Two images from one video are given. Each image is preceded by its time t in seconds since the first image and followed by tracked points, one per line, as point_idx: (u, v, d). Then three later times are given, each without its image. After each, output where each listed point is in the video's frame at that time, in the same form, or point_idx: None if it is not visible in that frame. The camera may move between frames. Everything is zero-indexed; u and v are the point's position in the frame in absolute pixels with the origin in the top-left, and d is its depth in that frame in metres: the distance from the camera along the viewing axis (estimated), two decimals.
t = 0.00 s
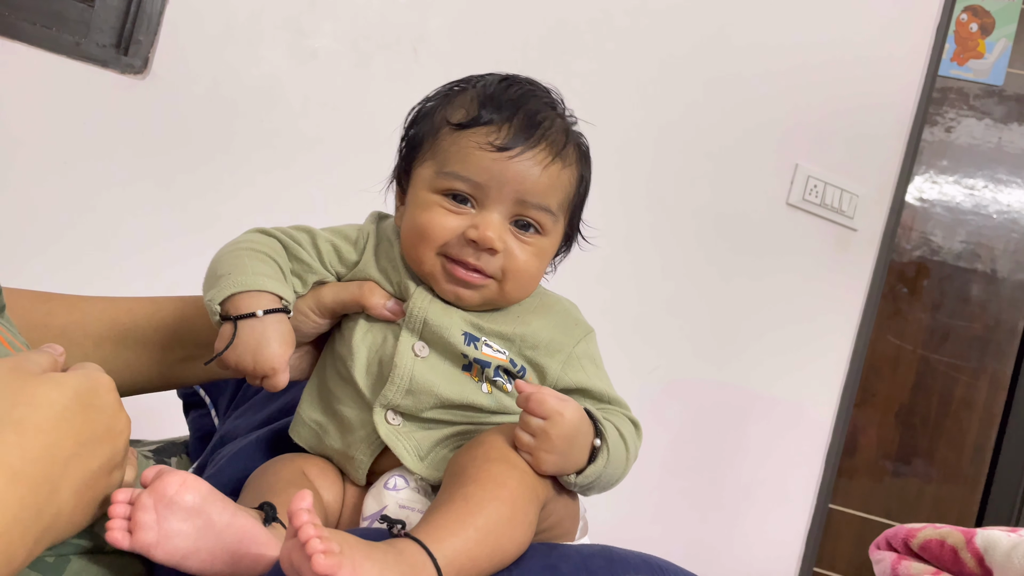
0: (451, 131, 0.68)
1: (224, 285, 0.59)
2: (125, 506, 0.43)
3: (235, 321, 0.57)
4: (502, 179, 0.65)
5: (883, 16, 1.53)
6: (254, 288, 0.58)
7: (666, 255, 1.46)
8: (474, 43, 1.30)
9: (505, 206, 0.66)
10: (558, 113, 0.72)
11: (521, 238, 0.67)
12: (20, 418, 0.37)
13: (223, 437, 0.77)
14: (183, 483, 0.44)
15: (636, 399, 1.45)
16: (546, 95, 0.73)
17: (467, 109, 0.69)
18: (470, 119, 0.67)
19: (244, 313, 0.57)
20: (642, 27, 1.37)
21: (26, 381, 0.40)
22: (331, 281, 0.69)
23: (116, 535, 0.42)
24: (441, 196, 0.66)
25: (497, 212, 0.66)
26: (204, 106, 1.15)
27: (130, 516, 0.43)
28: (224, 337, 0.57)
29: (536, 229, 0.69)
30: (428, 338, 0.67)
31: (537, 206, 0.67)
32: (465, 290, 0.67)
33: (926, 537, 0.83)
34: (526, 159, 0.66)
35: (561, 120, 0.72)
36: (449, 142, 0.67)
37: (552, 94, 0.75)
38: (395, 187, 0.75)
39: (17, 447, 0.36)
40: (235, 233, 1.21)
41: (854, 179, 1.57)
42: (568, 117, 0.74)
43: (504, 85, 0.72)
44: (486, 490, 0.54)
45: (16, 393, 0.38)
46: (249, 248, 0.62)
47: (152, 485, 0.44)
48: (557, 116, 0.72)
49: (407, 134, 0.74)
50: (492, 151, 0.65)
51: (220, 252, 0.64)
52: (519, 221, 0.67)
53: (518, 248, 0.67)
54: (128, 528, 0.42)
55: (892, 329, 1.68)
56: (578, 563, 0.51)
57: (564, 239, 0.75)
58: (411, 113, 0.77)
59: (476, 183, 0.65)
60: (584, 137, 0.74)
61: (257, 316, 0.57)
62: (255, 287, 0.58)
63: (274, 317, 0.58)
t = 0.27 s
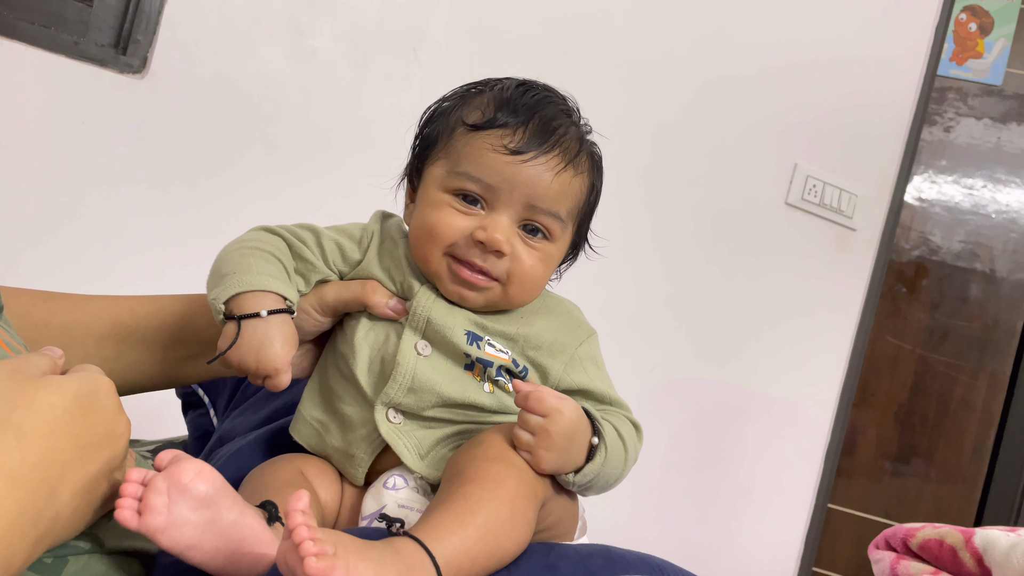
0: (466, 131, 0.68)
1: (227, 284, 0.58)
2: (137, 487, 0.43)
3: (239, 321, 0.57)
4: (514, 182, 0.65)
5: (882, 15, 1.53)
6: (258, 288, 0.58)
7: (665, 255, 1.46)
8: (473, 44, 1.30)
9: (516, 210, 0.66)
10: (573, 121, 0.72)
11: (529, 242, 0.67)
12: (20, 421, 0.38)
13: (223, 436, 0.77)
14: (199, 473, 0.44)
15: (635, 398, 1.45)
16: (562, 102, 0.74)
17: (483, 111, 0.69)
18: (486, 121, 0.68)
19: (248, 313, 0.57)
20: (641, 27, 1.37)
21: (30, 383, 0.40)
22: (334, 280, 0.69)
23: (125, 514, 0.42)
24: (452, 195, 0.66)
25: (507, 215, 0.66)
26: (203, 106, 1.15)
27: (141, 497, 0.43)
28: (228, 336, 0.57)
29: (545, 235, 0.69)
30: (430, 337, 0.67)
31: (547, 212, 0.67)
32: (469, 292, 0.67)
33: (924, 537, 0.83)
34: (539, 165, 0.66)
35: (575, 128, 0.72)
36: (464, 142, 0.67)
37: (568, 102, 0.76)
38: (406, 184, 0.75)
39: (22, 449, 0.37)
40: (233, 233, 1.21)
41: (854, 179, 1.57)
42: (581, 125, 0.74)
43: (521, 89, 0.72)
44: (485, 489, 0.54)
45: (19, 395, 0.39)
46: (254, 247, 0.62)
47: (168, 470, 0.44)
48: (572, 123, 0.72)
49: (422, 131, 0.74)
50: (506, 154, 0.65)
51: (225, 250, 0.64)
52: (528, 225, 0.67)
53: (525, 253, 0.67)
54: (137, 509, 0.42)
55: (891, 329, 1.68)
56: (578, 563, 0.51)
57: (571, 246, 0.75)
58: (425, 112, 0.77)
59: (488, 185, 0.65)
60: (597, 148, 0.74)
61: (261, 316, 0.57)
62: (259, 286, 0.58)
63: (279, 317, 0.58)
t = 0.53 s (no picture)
0: (461, 126, 0.67)
1: (214, 286, 0.58)
2: (135, 478, 0.42)
3: (224, 324, 0.56)
4: (513, 178, 0.65)
5: (881, 13, 1.53)
6: (245, 290, 0.58)
7: (664, 253, 1.45)
8: (472, 41, 1.29)
9: (514, 206, 0.66)
10: (566, 113, 0.72)
11: (528, 238, 0.67)
12: (17, 416, 0.38)
13: (219, 432, 0.77)
14: (197, 466, 0.44)
15: (634, 396, 1.45)
16: (554, 94, 0.73)
17: (477, 105, 0.68)
18: (480, 116, 0.67)
19: (234, 317, 0.56)
20: (640, 24, 1.37)
21: (26, 378, 0.40)
22: (328, 277, 0.68)
23: (122, 505, 0.41)
24: (449, 193, 0.66)
25: (506, 212, 0.66)
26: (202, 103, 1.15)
27: (139, 488, 0.42)
28: (214, 339, 0.57)
29: (544, 230, 0.69)
30: (425, 336, 0.67)
31: (546, 208, 0.67)
32: (470, 290, 0.67)
33: (923, 533, 0.82)
34: (537, 160, 0.66)
35: (569, 120, 0.72)
36: (460, 138, 0.67)
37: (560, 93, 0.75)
38: (398, 182, 0.74)
39: (18, 444, 0.37)
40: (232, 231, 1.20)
41: (852, 177, 1.57)
42: (574, 117, 0.74)
43: (514, 82, 0.71)
44: (484, 484, 0.54)
45: (16, 391, 0.39)
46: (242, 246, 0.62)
47: (165, 461, 0.44)
48: (566, 115, 0.72)
49: (412, 127, 0.73)
50: (503, 149, 0.65)
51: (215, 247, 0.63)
52: (527, 221, 0.67)
53: (525, 249, 0.67)
54: (134, 500, 0.42)
55: (890, 327, 1.68)
56: (576, 558, 0.50)
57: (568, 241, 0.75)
58: (415, 107, 0.76)
59: (486, 182, 0.65)
60: (590, 139, 0.74)
61: (247, 319, 0.56)
62: (246, 289, 0.58)
63: (266, 321, 0.57)
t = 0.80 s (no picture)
0: (448, 125, 0.67)
1: (213, 299, 0.57)
2: (122, 487, 0.42)
3: (227, 337, 0.55)
4: (506, 174, 0.65)
5: (879, 13, 1.53)
6: (245, 302, 0.57)
7: (662, 253, 1.45)
8: (469, 41, 1.29)
9: (510, 202, 0.66)
10: (552, 105, 0.72)
11: (526, 233, 0.67)
12: (7, 423, 0.37)
13: (213, 436, 0.76)
14: (185, 475, 0.43)
15: (632, 397, 1.44)
16: (539, 86, 0.73)
17: (463, 103, 0.68)
18: (467, 113, 0.67)
19: (236, 330, 0.56)
20: (638, 24, 1.37)
21: (14, 387, 0.40)
22: (321, 281, 0.68)
23: (108, 515, 0.41)
24: (443, 193, 0.65)
25: (502, 208, 0.65)
26: (198, 104, 1.14)
27: (126, 498, 0.42)
28: (216, 352, 0.56)
29: (540, 224, 0.68)
30: (419, 341, 0.67)
31: (541, 201, 0.67)
32: (469, 290, 0.66)
33: (921, 535, 0.82)
34: (528, 154, 0.66)
35: (555, 112, 0.71)
36: (448, 137, 0.66)
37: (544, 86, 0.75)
38: (385, 185, 0.74)
39: (7, 453, 0.37)
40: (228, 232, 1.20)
41: (850, 177, 1.56)
42: (560, 108, 0.73)
43: (497, 77, 0.71)
44: (480, 492, 0.54)
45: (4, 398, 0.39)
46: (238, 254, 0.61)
47: (153, 470, 0.43)
48: (552, 107, 0.72)
49: (397, 130, 0.72)
50: (494, 145, 0.65)
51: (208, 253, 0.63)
52: (523, 216, 0.67)
53: (523, 244, 0.67)
54: (121, 509, 0.42)
55: (887, 328, 1.68)
56: (571, 565, 0.50)
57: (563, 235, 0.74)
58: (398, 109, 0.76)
59: (480, 179, 0.65)
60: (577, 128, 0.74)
61: (250, 332, 0.56)
62: (247, 301, 0.57)
63: (267, 332, 0.57)
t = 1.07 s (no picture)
0: (451, 128, 0.67)
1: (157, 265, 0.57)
2: (123, 489, 0.42)
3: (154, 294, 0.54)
4: (508, 177, 0.65)
5: (877, 13, 1.53)
6: (175, 261, 0.56)
7: (660, 253, 1.45)
8: (468, 41, 1.29)
9: (512, 205, 0.66)
10: (554, 109, 0.72)
11: (527, 237, 0.67)
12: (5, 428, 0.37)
13: (212, 437, 0.76)
14: (186, 478, 0.44)
15: (630, 397, 1.44)
16: (540, 91, 0.73)
17: (466, 106, 0.68)
18: (470, 116, 0.67)
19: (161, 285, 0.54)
20: (637, 24, 1.37)
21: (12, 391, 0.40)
22: (318, 280, 0.69)
23: (109, 517, 0.41)
24: (445, 196, 0.65)
25: (504, 211, 0.65)
26: (196, 104, 1.14)
27: (127, 500, 0.42)
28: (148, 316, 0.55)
29: (542, 228, 0.68)
30: (417, 341, 0.67)
31: (543, 205, 0.67)
32: (470, 293, 0.66)
33: (919, 536, 0.83)
34: (530, 158, 0.66)
35: (557, 116, 0.71)
36: (451, 140, 0.66)
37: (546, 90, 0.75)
38: (386, 188, 0.74)
39: (5, 457, 0.37)
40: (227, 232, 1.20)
41: (849, 177, 1.57)
42: (562, 112, 0.73)
43: (499, 81, 0.71)
44: (474, 493, 0.54)
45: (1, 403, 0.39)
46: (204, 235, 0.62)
47: (153, 473, 0.43)
48: (554, 112, 0.72)
49: (399, 134, 0.73)
50: (497, 149, 0.65)
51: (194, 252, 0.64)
52: (525, 220, 0.67)
53: (525, 248, 0.67)
54: (122, 512, 0.42)
55: (885, 327, 1.68)
56: (570, 566, 0.50)
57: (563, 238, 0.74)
58: (399, 113, 0.76)
59: (482, 182, 0.65)
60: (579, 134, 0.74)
61: (170, 285, 0.54)
62: (174, 258, 0.56)
63: (189, 286, 0.54)
